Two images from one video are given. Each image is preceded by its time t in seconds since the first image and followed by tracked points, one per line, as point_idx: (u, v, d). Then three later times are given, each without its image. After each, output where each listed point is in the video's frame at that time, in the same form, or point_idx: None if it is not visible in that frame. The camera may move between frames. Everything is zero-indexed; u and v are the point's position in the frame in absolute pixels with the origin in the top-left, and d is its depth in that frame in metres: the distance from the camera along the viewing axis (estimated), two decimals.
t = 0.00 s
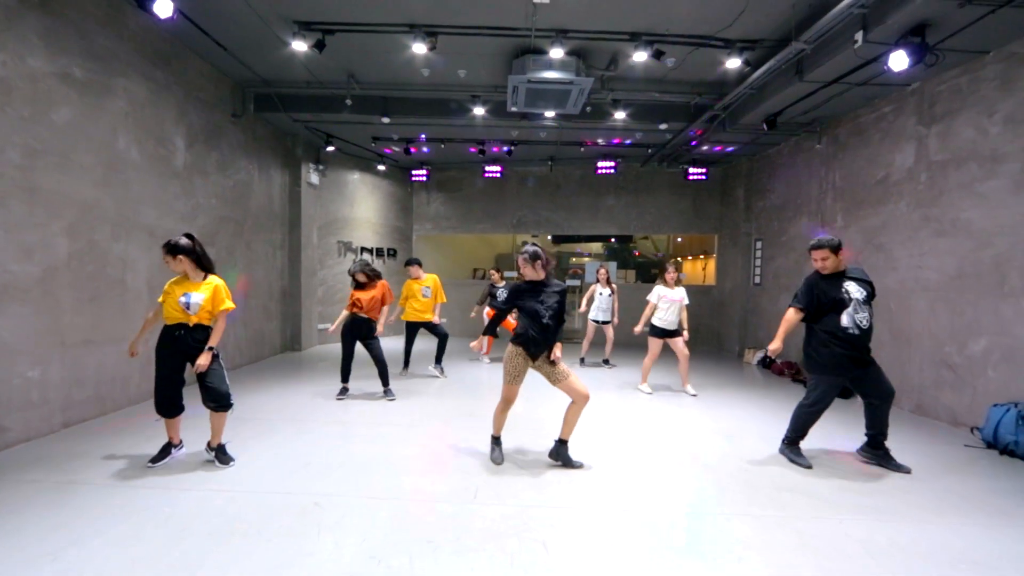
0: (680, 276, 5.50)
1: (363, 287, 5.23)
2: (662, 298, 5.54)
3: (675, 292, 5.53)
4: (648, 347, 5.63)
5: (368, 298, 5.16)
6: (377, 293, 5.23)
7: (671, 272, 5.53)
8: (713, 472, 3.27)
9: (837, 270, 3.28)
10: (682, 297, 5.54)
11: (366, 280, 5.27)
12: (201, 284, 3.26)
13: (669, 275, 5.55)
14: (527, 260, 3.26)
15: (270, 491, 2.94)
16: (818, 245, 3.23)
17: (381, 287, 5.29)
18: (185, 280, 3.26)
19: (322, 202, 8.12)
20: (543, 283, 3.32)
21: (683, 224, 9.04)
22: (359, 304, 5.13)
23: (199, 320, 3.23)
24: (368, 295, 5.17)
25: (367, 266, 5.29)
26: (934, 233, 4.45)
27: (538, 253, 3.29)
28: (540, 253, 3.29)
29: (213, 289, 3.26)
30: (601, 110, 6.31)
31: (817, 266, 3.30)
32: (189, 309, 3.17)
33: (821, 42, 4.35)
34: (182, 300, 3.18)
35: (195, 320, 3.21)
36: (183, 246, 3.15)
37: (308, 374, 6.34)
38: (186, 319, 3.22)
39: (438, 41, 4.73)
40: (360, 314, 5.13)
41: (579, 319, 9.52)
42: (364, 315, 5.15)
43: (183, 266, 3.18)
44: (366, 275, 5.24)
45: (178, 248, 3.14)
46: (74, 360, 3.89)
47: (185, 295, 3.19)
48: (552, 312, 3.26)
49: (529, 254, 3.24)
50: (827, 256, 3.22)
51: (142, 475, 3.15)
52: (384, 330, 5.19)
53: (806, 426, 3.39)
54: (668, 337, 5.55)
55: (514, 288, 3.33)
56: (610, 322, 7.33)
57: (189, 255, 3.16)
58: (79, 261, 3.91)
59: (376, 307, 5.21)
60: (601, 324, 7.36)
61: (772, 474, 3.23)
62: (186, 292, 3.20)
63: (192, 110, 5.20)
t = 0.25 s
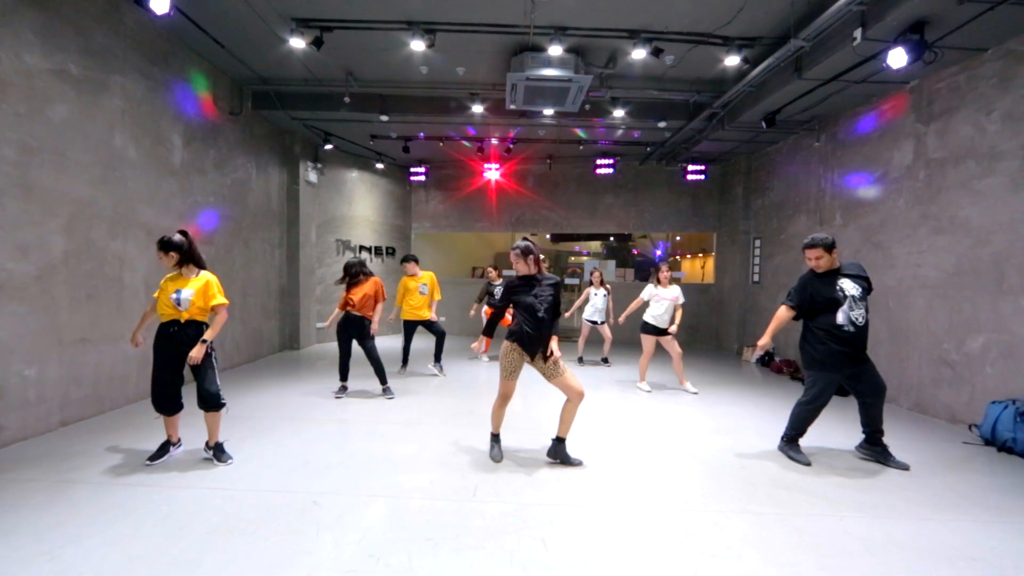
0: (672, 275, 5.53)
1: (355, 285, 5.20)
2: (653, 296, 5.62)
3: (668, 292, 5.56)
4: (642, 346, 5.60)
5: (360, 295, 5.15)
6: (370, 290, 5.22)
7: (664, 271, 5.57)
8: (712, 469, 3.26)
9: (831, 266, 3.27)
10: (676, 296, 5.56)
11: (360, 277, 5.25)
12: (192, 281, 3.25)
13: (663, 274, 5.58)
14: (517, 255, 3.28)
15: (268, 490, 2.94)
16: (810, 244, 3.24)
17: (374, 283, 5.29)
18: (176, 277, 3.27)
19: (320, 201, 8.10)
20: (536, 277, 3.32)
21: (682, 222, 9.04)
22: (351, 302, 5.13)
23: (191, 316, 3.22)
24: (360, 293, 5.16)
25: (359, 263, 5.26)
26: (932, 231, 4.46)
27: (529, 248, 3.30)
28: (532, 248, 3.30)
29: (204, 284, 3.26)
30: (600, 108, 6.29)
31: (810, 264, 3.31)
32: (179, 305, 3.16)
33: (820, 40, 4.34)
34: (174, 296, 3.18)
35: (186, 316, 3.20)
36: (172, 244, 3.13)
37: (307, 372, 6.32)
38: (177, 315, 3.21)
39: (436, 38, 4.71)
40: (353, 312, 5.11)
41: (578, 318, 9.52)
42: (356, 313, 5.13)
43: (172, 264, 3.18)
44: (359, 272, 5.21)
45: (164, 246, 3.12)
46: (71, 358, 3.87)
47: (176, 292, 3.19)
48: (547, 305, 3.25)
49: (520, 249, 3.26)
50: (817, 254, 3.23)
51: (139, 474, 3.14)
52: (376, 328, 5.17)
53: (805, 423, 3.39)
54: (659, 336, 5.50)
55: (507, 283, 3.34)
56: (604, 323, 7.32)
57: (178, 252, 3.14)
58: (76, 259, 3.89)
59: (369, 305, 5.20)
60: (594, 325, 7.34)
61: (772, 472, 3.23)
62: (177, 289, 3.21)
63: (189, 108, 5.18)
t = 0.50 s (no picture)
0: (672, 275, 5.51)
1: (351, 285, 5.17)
2: (652, 296, 5.58)
3: (667, 291, 5.54)
4: (641, 345, 5.62)
5: (357, 295, 5.12)
6: (366, 289, 5.19)
7: (663, 271, 5.55)
8: (711, 471, 3.25)
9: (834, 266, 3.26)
10: (676, 296, 5.53)
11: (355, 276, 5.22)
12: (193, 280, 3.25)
13: (662, 274, 5.57)
14: (514, 256, 3.27)
15: (266, 491, 2.93)
16: (817, 242, 3.24)
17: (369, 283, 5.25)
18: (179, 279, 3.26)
19: (318, 200, 8.06)
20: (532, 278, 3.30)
21: (681, 222, 9.03)
22: (348, 302, 5.11)
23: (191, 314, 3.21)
24: (357, 292, 5.14)
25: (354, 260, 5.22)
26: (931, 230, 4.45)
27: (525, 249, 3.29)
28: (529, 249, 3.29)
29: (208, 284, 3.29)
30: (598, 107, 6.28)
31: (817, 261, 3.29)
32: (179, 302, 3.10)
33: (819, 39, 4.33)
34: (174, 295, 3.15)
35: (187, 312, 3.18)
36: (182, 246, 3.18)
37: (304, 373, 6.29)
38: (181, 314, 3.17)
39: (434, 37, 4.68)
40: (350, 312, 5.09)
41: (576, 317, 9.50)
42: (354, 312, 5.11)
43: (178, 263, 3.21)
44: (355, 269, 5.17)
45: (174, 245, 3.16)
46: (65, 359, 3.84)
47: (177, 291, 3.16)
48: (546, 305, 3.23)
49: (517, 250, 3.26)
50: (825, 251, 3.23)
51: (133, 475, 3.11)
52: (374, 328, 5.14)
53: (803, 424, 3.38)
54: (658, 336, 5.51)
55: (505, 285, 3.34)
56: (600, 322, 7.32)
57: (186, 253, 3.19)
58: (70, 258, 3.85)
59: (366, 305, 5.17)
60: (591, 324, 7.35)
61: (771, 472, 3.21)
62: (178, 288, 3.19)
63: (185, 106, 5.15)
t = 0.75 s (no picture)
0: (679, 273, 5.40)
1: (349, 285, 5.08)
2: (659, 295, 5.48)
3: (674, 289, 5.43)
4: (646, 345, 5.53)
5: (354, 295, 5.01)
6: (365, 289, 5.05)
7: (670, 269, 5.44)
8: (712, 476, 3.17)
9: (857, 263, 3.12)
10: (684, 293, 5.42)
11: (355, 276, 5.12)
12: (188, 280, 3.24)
13: (669, 272, 5.47)
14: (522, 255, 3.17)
15: (254, 499, 2.84)
16: (853, 235, 3.08)
17: (369, 283, 5.11)
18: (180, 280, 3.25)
19: (312, 198, 7.95)
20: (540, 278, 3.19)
21: (679, 220, 8.95)
22: (346, 302, 5.00)
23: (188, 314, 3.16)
24: (355, 292, 5.02)
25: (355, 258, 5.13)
26: (935, 229, 4.38)
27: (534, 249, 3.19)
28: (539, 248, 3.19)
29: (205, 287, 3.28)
30: (596, 104, 6.18)
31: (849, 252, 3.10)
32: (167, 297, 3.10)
33: (822, 33, 4.24)
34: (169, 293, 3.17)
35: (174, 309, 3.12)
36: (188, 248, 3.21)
37: (298, 374, 6.20)
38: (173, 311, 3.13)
39: (428, 31, 4.57)
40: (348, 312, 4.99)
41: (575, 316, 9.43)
42: (352, 313, 5.01)
43: (180, 264, 3.22)
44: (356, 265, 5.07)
45: (181, 246, 3.19)
46: (49, 362, 3.73)
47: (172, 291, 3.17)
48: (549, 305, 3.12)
49: (528, 249, 3.17)
50: (859, 245, 3.06)
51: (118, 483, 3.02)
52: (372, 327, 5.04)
53: (807, 428, 3.30)
54: (666, 336, 5.44)
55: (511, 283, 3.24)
56: (601, 320, 7.24)
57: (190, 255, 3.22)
58: (54, 259, 3.75)
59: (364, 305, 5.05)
60: (592, 322, 7.27)
61: (773, 478, 3.14)
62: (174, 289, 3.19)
63: (174, 103, 5.03)
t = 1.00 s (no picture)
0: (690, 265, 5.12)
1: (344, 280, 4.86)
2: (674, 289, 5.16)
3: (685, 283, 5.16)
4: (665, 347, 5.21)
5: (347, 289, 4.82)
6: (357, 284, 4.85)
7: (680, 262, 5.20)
8: (724, 491, 2.90)
9: (909, 254, 2.79)
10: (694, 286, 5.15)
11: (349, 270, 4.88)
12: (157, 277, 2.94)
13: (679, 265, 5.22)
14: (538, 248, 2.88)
15: (221, 520, 2.58)
16: (910, 223, 2.75)
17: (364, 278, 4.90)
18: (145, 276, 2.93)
19: (302, 191, 7.66)
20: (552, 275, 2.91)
21: (683, 213, 8.64)
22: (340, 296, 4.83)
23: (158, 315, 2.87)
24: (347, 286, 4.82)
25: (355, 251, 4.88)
26: (960, 221, 4.08)
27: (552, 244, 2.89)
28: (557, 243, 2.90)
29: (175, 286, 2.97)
30: (597, 90, 5.87)
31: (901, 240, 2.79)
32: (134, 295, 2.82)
33: (841, 9, 3.92)
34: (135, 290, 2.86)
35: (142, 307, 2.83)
36: (155, 244, 2.88)
37: (286, 375, 5.94)
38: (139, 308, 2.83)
39: (417, 10, 4.26)
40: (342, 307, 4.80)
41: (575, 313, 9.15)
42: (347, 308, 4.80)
43: (148, 261, 2.88)
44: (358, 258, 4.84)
45: (147, 242, 2.84)
46: (8, 368, 3.47)
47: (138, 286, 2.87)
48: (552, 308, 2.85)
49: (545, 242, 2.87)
50: (914, 235, 2.74)
51: (74, 500, 2.76)
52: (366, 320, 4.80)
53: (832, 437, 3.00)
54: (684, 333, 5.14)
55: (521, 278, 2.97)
56: (613, 317, 6.94)
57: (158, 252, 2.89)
58: (11, 256, 3.47)
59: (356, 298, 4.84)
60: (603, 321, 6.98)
61: (791, 493, 2.87)
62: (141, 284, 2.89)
63: (148, 89, 4.73)
